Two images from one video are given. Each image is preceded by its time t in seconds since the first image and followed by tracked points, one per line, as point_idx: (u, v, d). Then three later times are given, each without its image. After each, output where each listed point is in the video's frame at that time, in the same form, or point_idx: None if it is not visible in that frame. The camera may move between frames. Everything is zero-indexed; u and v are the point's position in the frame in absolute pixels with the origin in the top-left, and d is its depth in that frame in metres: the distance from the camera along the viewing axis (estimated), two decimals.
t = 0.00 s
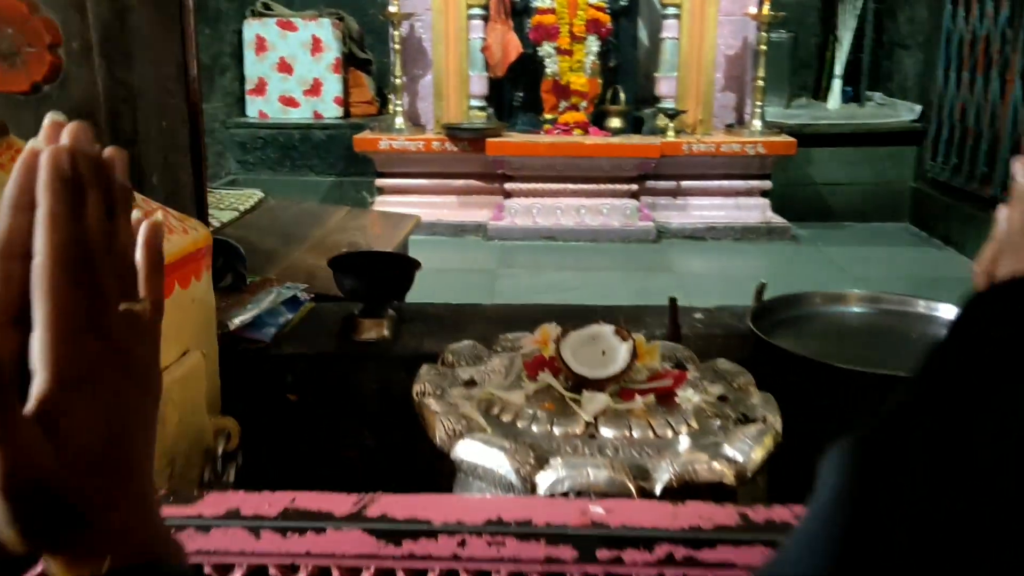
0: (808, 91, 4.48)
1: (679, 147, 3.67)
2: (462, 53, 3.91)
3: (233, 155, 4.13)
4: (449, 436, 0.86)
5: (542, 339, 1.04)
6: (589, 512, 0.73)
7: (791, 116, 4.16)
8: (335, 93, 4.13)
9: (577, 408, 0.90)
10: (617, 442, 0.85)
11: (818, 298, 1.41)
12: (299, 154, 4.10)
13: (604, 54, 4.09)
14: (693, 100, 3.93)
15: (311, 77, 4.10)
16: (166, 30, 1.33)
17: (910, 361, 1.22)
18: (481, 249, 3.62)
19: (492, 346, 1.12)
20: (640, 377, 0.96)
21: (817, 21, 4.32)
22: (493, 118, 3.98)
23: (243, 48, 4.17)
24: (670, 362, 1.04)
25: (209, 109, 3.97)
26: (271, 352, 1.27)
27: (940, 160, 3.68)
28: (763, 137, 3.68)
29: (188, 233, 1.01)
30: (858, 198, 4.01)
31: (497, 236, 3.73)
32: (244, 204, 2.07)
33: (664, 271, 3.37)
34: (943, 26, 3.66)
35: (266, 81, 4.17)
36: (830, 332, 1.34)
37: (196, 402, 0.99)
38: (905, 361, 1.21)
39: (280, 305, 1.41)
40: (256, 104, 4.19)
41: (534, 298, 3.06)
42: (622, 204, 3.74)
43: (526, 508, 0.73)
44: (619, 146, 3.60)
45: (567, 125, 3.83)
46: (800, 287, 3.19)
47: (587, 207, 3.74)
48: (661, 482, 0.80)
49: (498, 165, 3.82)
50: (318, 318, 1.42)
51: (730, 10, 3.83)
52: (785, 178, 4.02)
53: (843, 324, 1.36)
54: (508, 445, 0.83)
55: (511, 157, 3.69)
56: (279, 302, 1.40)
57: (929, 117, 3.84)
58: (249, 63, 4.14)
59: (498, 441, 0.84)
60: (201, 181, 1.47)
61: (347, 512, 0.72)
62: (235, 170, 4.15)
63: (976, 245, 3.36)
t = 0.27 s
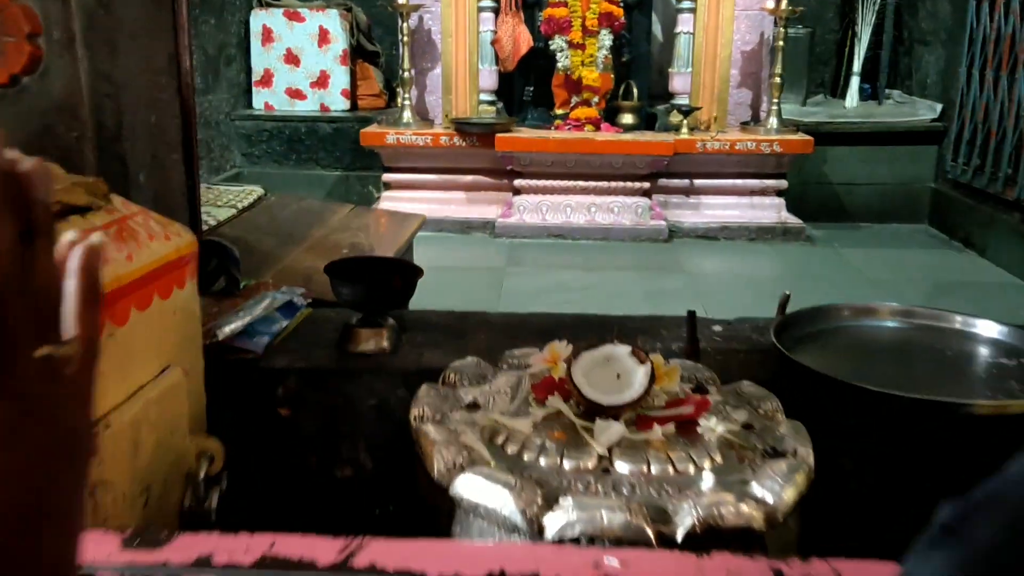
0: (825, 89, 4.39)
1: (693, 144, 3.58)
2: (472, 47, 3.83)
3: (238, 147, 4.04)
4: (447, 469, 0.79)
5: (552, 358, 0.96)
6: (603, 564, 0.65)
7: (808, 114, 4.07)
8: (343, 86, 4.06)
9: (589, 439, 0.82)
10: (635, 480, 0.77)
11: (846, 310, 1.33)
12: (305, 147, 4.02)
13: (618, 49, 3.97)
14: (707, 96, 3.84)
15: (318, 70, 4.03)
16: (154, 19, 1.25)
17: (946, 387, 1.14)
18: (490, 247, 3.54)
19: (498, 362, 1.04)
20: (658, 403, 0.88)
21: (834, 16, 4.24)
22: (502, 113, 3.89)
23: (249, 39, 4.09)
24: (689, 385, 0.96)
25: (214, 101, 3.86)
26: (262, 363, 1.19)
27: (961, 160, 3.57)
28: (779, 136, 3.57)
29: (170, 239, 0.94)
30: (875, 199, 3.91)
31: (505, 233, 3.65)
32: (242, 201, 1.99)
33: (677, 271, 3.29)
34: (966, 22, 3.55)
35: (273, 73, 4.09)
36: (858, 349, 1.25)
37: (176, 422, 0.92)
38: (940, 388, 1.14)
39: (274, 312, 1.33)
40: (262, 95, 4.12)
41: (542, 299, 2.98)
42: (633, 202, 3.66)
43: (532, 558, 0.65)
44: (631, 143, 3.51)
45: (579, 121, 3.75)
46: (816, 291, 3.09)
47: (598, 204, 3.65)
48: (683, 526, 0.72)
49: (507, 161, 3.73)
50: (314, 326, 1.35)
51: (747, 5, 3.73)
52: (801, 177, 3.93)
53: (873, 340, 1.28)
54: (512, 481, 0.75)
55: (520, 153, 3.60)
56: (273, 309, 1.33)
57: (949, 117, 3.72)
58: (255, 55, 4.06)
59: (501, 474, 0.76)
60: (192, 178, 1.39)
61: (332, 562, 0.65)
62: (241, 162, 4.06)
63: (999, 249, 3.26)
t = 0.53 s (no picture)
0: (824, 92, 4.30)
1: (690, 148, 3.48)
2: (464, 46, 3.70)
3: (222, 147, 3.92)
4: (423, 525, 0.69)
5: (544, 392, 0.87)
6: None
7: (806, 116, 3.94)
8: (332, 85, 3.96)
9: (586, 491, 0.72)
10: (638, 541, 0.67)
11: (861, 331, 1.24)
12: (292, 148, 3.92)
13: (614, 50, 3.91)
14: (705, 98, 3.72)
15: (306, 69, 3.92)
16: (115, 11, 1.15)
17: (971, 418, 1.05)
18: (481, 253, 3.44)
19: (485, 393, 0.94)
20: (663, 447, 0.79)
21: (834, 18, 4.14)
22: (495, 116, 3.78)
23: (235, 36, 3.95)
24: (696, 424, 0.87)
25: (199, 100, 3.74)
26: (228, 388, 1.10)
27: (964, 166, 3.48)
28: (778, 140, 3.49)
29: (119, 257, 0.84)
30: (876, 206, 3.82)
31: (498, 238, 3.56)
32: (218, 207, 1.89)
33: (673, 279, 3.19)
34: (969, 24, 3.46)
35: (259, 72, 3.96)
36: (875, 375, 1.16)
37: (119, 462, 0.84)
38: (965, 418, 1.05)
39: (245, 331, 1.24)
40: (248, 94, 3.98)
41: (534, 307, 2.88)
42: (630, 207, 3.57)
43: None
44: (626, 146, 3.42)
45: (573, 122, 3.66)
46: (817, 299, 3.00)
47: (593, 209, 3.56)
48: None
49: (500, 164, 3.64)
50: (289, 342, 1.25)
51: (747, 5, 3.62)
52: (801, 182, 3.83)
53: (891, 364, 1.19)
54: (497, 543, 0.65)
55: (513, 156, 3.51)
56: (243, 328, 1.24)
57: (952, 121, 3.64)
58: (241, 52, 3.93)
59: (483, 534, 0.66)
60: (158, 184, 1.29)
61: None
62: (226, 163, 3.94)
63: (1004, 257, 3.17)
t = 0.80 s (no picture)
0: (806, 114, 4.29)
1: (672, 172, 3.43)
2: (444, 66, 3.66)
3: (197, 167, 3.85)
4: None
5: (515, 463, 0.80)
6: None
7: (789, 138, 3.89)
8: (309, 104, 3.87)
9: None
10: None
11: (852, 382, 1.18)
12: (268, 169, 3.84)
13: (595, 71, 3.88)
14: (687, 120, 3.69)
15: (283, 87, 3.84)
16: (66, 39, 1.08)
17: (967, 483, 1.00)
18: (460, 277, 3.37)
19: (455, 458, 0.87)
20: (646, 533, 0.73)
21: (815, 41, 4.10)
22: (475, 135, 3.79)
23: (211, 54, 3.88)
24: (681, 497, 0.81)
25: (173, 118, 3.65)
26: (178, 448, 1.03)
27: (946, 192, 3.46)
28: (760, 164, 3.46)
29: (50, 318, 0.82)
30: (858, 232, 3.80)
31: (477, 261, 3.49)
32: (183, 239, 1.81)
33: (655, 305, 3.14)
34: (951, 50, 3.44)
35: (235, 89, 3.86)
36: (867, 430, 1.11)
37: (48, 545, 0.81)
38: (960, 483, 1.00)
39: (201, 380, 1.16)
40: (224, 113, 3.89)
41: (514, 336, 2.81)
42: (611, 231, 3.53)
43: None
44: (607, 170, 3.38)
45: (554, 145, 3.60)
46: (800, 327, 2.96)
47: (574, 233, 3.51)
48: None
49: (480, 187, 3.58)
50: (249, 391, 1.18)
51: (729, 29, 3.58)
52: (783, 207, 3.79)
53: (885, 419, 1.13)
54: None
55: (493, 179, 3.46)
56: (199, 378, 1.16)
57: (934, 147, 3.62)
58: (217, 70, 3.84)
59: None
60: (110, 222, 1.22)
61: None
62: (200, 183, 3.88)
63: (987, 285, 3.15)
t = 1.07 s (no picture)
0: (792, 164, 4.32)
1: (659, 223, 3.41)
2: (430, 116, 3.67)
3: (179, 216, 3.81)
4: None
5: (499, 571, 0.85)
6: None
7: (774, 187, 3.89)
8: (293, 152, 3.83)
9: None
10: None
11: (849, 460, 1.14)
12: (251, 218, 3.78)
13: (581, 121, 3.78)
14: (673, 171, 3.69)
15: (268, 136, 3.80)
16: (28, 107, 1.04)
17: (973, 572, 0.95)
18: (444, 329, 3.32)
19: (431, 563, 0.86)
20: None
21: (800, 91, 4.20)
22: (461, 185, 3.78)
23: (196, 102, 3.87)
24: None
25: (155, 167, 3.61)
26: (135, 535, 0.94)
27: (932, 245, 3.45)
28: (748, 216, 3.44)
29: None
30: (845, 282, 3.78)
31: (462, 312, 3.45)
32: (154, 299, 1.76)
33: (642, 358, 3.09)
34: (934, 102, 3.46)
35: (219, 138, 3.85)
36: (867, 512, 1.06)
37: None
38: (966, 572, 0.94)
39: (160, 462, 1.10)
40: (208, 161, 3.88)
41: (498, 391, 2.75)
42: (598, 281, 3.49)
43: None
44: (594, 221, 3.35)
45: (540, 195, 3.60)
46: (789, 380, 2.91)
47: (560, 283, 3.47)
48: None
49: (466, 238, 3.54)
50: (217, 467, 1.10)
51: (713, 79, 3.57)
52: (770, 257, 3.78)
53: (885, 501, 1.08)
54: None
55: (478, 229, 3.42)
56: (158, 461, 1.10)
57: (919, 198, 3.62)
58: (201, 119, 3.83)
59: None
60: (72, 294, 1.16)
61: None
62: (182, 232, 3.83)
63: (976, 337, 3.12)
